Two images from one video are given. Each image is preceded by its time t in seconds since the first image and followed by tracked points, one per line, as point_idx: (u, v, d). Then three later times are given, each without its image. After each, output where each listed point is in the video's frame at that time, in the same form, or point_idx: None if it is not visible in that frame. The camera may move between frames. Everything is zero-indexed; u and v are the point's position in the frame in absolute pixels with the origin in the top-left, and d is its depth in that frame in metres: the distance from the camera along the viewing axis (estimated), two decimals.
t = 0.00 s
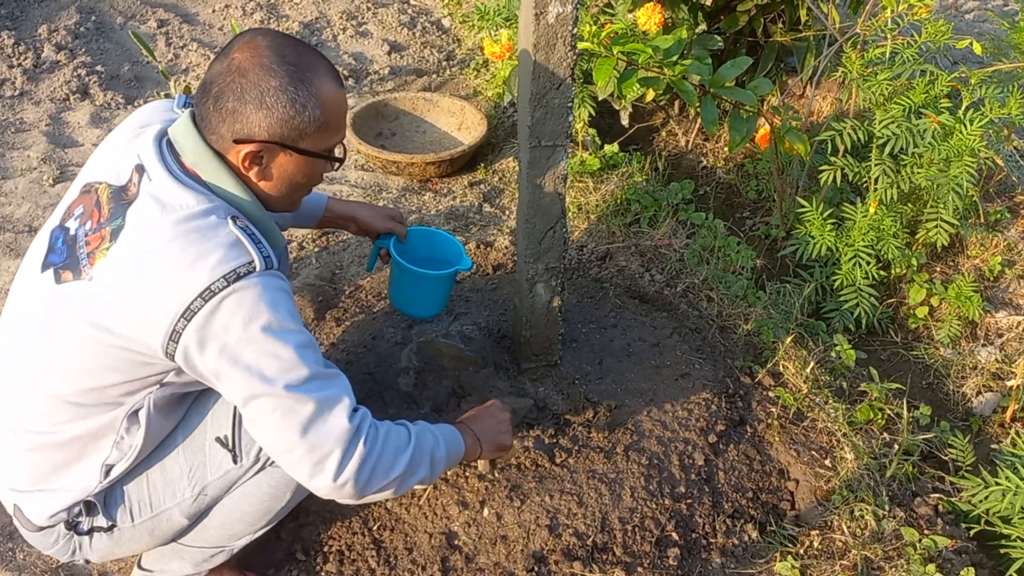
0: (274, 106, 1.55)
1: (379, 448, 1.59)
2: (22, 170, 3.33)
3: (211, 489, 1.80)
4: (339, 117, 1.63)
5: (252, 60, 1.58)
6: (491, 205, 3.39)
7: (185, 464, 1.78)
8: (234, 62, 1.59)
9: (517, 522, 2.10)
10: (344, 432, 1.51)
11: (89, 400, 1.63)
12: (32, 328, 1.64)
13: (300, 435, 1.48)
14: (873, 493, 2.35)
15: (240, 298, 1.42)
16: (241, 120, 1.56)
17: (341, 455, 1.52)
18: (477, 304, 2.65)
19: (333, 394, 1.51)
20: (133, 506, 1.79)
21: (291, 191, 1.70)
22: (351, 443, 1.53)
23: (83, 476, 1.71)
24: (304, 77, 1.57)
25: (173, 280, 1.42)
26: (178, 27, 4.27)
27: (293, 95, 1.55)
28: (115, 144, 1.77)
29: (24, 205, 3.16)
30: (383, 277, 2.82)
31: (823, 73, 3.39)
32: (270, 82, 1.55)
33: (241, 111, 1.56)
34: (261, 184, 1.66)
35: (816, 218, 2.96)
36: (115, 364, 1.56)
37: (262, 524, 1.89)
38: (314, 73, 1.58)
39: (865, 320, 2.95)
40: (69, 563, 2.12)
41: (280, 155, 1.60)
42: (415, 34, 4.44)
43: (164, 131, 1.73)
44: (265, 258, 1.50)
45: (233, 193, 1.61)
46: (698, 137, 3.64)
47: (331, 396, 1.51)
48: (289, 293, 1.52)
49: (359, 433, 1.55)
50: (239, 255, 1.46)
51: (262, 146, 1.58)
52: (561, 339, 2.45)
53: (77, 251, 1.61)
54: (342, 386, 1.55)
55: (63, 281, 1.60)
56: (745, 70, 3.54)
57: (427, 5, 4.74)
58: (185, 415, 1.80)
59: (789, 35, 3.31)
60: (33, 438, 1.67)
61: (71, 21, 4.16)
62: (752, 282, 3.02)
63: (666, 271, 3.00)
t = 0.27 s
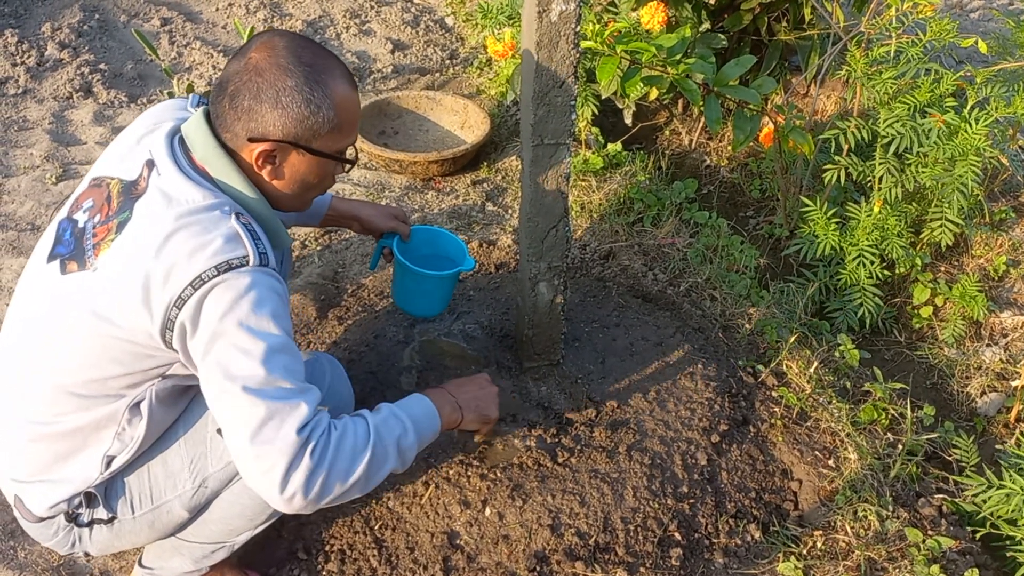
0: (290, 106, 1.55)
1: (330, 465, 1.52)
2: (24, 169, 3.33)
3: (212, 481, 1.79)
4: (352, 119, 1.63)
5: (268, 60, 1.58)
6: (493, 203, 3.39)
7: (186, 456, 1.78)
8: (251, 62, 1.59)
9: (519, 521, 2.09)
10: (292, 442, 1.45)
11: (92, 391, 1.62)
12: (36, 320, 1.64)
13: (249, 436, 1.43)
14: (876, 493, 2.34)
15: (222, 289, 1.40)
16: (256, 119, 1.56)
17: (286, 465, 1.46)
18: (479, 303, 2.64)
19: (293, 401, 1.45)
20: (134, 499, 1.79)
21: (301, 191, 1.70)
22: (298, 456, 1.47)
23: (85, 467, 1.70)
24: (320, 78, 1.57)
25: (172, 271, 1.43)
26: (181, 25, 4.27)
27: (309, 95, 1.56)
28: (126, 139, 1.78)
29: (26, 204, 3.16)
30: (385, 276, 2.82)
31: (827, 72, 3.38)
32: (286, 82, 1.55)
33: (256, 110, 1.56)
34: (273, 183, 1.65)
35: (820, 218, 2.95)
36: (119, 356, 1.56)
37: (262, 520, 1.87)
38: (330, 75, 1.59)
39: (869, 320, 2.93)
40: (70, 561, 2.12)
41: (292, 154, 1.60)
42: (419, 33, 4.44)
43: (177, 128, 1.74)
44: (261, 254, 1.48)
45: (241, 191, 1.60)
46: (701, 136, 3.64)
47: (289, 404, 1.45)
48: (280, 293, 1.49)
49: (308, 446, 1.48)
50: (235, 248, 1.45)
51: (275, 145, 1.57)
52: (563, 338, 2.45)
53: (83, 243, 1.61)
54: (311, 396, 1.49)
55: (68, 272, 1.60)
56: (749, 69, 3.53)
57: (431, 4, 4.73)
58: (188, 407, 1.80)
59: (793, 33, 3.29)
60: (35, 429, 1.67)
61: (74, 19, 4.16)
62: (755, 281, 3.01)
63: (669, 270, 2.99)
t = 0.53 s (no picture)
0: (292, 107, 1.55)
1: (370, 461, 1.61)
2: (26, 168, 3.33)
3: (213, 481, 1.80)
4: (356, 119, 1.63)
5: (271, 61, 1.58)
6: (495, 203, 3.38)
7: (187, 456, 1.79)
8: (253, 63, 1.59)
9: (519, 521, 2.09)
10: (341, 444, 1.53)
11: (96, 391, 1.63)
12: (41, 321, 1.64)
13: (299, 445, 1.50)
14: (878, 494, 2.34)
15: (252, 304, 1.42)
16: (260, 120, 1.56)
17: (334, 466, 1.55)
18: (480, 303, 2.64)
19: (335, 406, 1.53)
20: (135, 498, 1.79)
21: (307, 192, 1.70)
22: (347, 457, 1.56)
23: (86, 466, 1.70)
24: (322, 79, 1.56)
25: (187, 280, 1.43)
26: (183, 24, 4.27)
27: (311, 96, 1.55)
28: (134, 140, 1.78)
29: (28, 203, 3.16)
30: (386, 275, 2.82)
31: (829, 72, 3.38)
32: (289, 83, 1.55)
33: (259, 111, 1.55)
34: (279, 184, 1.65)
35: (822, 217, 2.94)
36: (124, 357, 1.56)
37: (263, 519, 1.88)
38: (333, 75, 1.58)
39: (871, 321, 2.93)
40: (70, 560, 2.13)
41: (296, 155, 1.60)
42: (421, 32, 4.44)
43: (186, 129, 1.73)
44: (281, 264, 1.49)
45: (251, 195, 1.62)
46: (703, 136, 3.63)
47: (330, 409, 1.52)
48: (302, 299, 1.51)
49: (353, 446, 1.57)
50: (257, 259, 1.45)
51: (279, 147, 1.57)
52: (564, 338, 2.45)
53: (91, 244, 1.61)
54: (343, 398, 1.57)
55: (76, 272, 1.60)
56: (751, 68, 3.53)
57: (433, 3, 4.73)
58: (189, 407, 1.80)
59: (795, 33, 3.29)
60: (37, 428, 1.67)
61: (77, 18, 4.17)
62: (757, 281, 3.00)
63: (671, 270, 2.99)
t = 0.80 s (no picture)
0: (306, 115, 1.55)
1: (342, 492, 1.61)
2: (29, 166, 3.34)
3: (222, 477, 1.81)
4: (366, 125, 1.64)
5: (283, 69, 1.57)
6: (497, 202, 3.38)
7: (195, 453, 1.79)
8: (264, 71, 1.58)
9: (521, 520, 2.09)
10: (312, 474, 1.53)
11: (103, 397, 1.63)
12: (46, 326, 1.64)
13: (271, 465, 1.50)
14: (880, 494, 2.33)
15: (258, 320, 1.42)
16: (273, 128, 1.55)
17: (302, 492, 1.55)
18: (482, 302, 2.65)
19: (317, 437, 1.53)
20: (143, 498, 1.79)
21: (317, 197, 1.71)
22: (314, 489, 1.55)
23: (95, 469, 1.70)
24: (334, 86, 1.57)
25: (202, 292, 1.43)
26: (186, 23, 4.27)
27: (324, 104, 1.55)
28: (139, 145, 1.77)
29: (31, 201, 3.17)
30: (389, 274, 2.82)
31: (832, 71, 3.37)
32: (301, 91, 1.55)
33: (273, 119, 1.55)
34: (291, 190, 1.66)
35: (825, 216, 2.94)
36: (133, 363, 1.56)
37: (268, 515, 1.88)
38: (344, 82, 1.58)
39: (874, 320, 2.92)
40: (73, 558, 2.13)
41: (309, 162, 1.60)
42: (423, 30, 4.43)
43: (195, 135, 1.73)
44: (294, 281, 1.48)
45: (264, 205, 1.63)
46: (706, 135, 3.63)
47: (312, 437, 1.52)
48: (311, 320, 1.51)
49: (327, 478, 1.56)
50: (269, 276, 1.45)
51: (292, 154, 1.58)
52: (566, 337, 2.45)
53: (100, 250, 1.60)
54: (330, 427, 1.56)
55: (84, 279, 1.60)
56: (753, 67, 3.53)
57: (436, 1, 4.73)
58: (195, 407, 1.80)
59: (798, 31, 3.29)
60: (43, 433, 1.67)
61: (80, 17, 4.17)
62: (759, 280, 3.00)
63: (673, 269, 2.98)
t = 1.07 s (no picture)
0: (313, 121, 1.55)
1: (335, 500, 1.60)
2: (32, 166, 3.34)
3: (221, 482, 1.81)
4: (373, 131, 1.64)
5: (291, 74, 1.57)
6: (500, 202, 3.38)
7: (196, 458, 1.79)
8: (273, 76, 1.58)
9: (523, 521, 2.09)
10: (307, 482, 1.53)
11: (105, 400, 1.63)
12: (49, 328, 1.64)
13: (266, 472, 1.50)
14: (883, 495, 2.33)
15: (259, 324, 1.42)
16: (280, 133, 1.55)
17: (296, 500, 1.54)
18: (485, 302, 2.65)
19: (312, 446, 1.52)
20: (144, 501, 1.79)
21: (323, 203, 1.70)
22: (306, 498, 1.55)
23: (95, 472, 1.70)
24: (342, 92, 1.57)
25: (204, 297, 1.43)
26: (189, 23, 4.28)
27: (332, 109, 1.55)
28: (144, 148, 1.77)
29: (34, 201, 3.17)
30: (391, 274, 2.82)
31: (835, 71, 3.37)
32: (309, 96, 1.55)
33: (280, 124, 1.55)
34: (296, 196, 1.66)
35: (828, 217, 2.94)
36: (134, 367, 1.57)
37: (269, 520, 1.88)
38: (352, 88, 1.59)
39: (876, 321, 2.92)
40: (75, 558, 2.14)
41: (316, 168, 1.60)
42: (426, 30, 4.43)
43: (200, 139, 1.73)
44: (294, 287, 1.48)
45: (268, 211, 1.62)
46: (709, 135, 3.63)
47: (307, 445, 1.51)
48: (311, 326, 1.51)
49: (321, 486, 1.56)
50: (269, 281, 1.45)
51: (299, 160, 1.57)
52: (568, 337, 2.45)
53: (103, 254, 1.61)
54: (326, 435, 1.56)
55: (86, 282, 1.60)
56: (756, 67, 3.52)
57: (438, 2, 4.73)
58: (196, 411, 1.80)
59: (801, 31, 3.29)
60: (46, 435, 1.67)
61: (83, 17, 4.18)
62: (762, 281, 3.00)
63: (676, 270, 2.98)
